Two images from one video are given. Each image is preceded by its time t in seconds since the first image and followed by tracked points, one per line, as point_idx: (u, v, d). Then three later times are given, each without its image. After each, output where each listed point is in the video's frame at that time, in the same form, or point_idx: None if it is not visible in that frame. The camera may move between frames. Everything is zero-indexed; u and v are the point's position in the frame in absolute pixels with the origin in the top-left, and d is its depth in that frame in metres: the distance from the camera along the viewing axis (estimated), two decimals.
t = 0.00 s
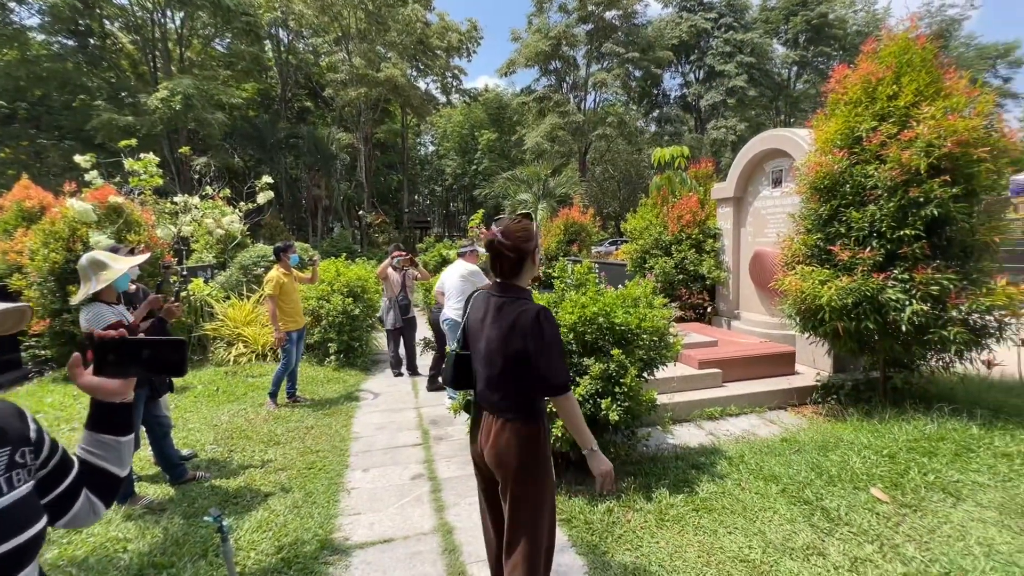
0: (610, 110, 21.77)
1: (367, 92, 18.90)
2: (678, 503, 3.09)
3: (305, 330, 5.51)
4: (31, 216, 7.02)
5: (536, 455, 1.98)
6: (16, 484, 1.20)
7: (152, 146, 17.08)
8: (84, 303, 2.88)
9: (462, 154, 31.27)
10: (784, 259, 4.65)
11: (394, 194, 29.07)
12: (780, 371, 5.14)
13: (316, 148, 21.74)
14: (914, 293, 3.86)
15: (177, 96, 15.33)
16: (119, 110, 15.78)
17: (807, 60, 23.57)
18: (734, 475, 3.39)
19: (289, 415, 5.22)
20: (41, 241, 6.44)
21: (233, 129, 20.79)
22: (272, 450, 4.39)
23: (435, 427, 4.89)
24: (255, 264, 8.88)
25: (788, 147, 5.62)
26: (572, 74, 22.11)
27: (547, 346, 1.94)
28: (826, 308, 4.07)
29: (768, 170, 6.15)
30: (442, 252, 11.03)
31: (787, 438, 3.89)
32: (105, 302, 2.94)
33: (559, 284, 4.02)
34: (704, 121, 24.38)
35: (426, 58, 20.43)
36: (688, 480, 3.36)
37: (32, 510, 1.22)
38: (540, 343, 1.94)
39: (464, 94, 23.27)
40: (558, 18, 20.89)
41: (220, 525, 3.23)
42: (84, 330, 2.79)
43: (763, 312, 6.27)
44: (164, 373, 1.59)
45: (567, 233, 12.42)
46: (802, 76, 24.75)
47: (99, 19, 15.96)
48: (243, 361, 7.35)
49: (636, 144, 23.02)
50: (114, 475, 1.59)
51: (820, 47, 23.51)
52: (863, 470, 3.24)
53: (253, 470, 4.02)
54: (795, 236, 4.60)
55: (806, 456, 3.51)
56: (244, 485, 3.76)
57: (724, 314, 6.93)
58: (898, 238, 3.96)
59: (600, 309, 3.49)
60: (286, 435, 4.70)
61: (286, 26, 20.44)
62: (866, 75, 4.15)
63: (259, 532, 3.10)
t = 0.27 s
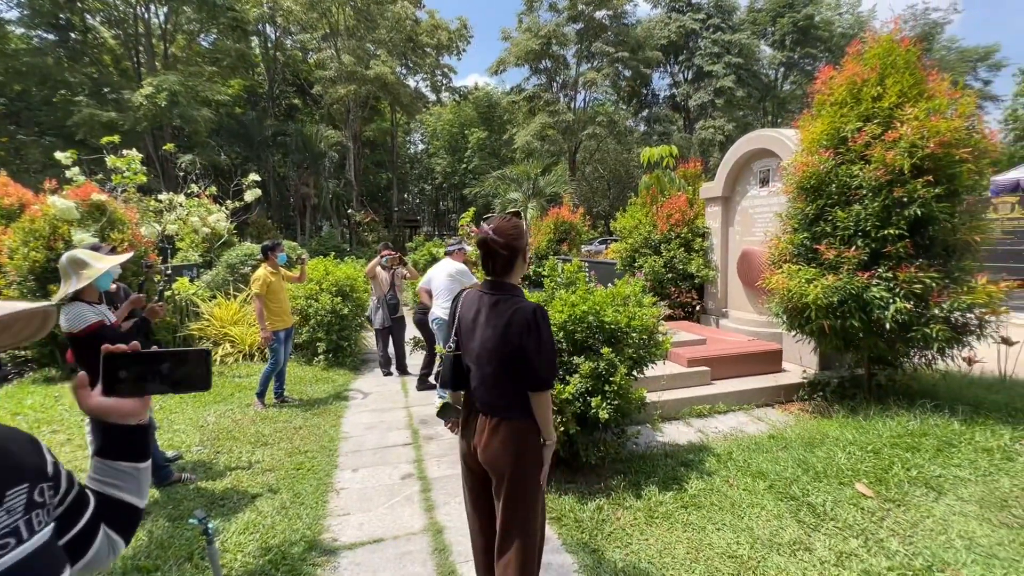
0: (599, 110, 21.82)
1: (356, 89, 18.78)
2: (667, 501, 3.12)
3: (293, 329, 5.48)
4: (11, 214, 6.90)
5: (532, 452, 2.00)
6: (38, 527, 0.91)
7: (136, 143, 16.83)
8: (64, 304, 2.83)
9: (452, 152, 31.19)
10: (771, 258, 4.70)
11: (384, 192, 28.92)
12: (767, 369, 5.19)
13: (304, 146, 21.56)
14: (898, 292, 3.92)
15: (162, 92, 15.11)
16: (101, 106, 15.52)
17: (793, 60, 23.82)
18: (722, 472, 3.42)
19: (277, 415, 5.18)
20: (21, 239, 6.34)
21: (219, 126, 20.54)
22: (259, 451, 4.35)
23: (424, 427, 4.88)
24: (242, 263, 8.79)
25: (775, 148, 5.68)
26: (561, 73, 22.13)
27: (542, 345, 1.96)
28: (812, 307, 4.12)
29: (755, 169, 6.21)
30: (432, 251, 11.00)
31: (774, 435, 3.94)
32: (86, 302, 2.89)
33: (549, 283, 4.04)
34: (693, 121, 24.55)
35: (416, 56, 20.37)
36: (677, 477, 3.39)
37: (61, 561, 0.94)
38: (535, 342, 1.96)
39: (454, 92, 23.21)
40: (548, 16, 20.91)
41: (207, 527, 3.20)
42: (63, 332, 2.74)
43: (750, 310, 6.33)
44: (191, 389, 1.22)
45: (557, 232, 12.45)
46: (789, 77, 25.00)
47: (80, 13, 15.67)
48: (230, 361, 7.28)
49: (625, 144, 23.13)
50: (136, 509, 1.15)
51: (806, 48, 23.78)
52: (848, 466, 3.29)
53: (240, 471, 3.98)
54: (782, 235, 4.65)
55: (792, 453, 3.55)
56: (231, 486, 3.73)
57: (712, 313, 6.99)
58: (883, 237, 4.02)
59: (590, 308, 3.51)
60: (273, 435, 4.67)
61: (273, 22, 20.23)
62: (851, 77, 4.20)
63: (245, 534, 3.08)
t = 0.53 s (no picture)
0: (588, 110, 21.88)
1: (344, 87, 18.64)
2: (655, 499, 3.15)
3: (278, 329, 5.43)
4: None
5: (517, 448, 2.01)
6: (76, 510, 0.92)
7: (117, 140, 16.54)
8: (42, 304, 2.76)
9: (441, 152, 31.10)
10: (758, 259, 4.75)
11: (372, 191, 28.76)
12: (753, 367, 5.26)
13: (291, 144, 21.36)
14: (880, 292, 3.99)
15: (145, 89, 14.86)
16: (81, 102, 15.22)
17: (778, 63, 24.10)
18: (710, 470, 3.46)
19: (263, 417, 5.13)
20: None
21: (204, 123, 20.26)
22: (245, 453, 4.31)
23: (413, 427, 4.88)
24: (227, 263, 8.69)
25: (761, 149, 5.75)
26: (550, 74, 22.17)
27: (523, 343, 1.96)
28: (797, 307, 4.18)
29: (742, 170, 6.28)
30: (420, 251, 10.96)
31: (760, 433, 3.99)
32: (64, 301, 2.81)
33: (538, 283, 4.05)
34: (680, 122, 24.73)
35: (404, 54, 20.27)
36: (665, 475, 3.42)
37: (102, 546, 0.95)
38: (516, 340, 1.96)
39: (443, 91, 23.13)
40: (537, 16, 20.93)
41: (191, 530, 3.16)
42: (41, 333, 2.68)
43: (737, 310, 6.40)
44: (213, 368, 1.21)
45: (545, 232, 12.48)
46: (775, 80, 25.28)
47: (60, 6, 15.34)
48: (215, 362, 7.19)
49: (613, 144, 23.23)
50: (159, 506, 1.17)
51: (791, 51, 24.07)
52: (832, 464, 3.34)
53: (226, 474, 3.94)
54: (768, 236, 4.71)
55: (778, 451, 3.60)
56: (216, 489, 3.69)
57: (699, 312, 7.05)
58: (866, 238, 4.09)
59: (579, 307, 3.53)
60: (259, 437, 4.62)
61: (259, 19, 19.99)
62: (835, 80, 4.27)
63: (231, 537, 3.06)
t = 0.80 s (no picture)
0: (575, 112, 21.99)
1: (329, 86, 18.51)
2: (642, 499, 3.18)
3: (260, 330, 5.38)
4: None
5: (489, 447, 2.00)
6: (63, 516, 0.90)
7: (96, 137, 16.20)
8: (13, 305, 2.69)
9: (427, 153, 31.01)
10: (741, 260, 4.82)
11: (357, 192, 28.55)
12: (737, 368, 5.33)
13: (275, 144, 21.13)
14: (859, 293, 4.08)
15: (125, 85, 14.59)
16: (58, 98, 14.87)
17: (761, 69, 24.51)
18: (695, 470, 3.50)
19: (246, 420, 5.07)
20: None
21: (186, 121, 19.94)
22: (228, 457, 4.25)
23: (399, 429, 4.87)
24: (208, 263, 8.56)
25: (744, 153, 5.84)
26: (537, 75, 22.25)
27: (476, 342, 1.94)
28: (781, 308, 4.25)
29: (726, 173, 6.37)
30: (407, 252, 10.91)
31: (743, 432, 4.05)
32: (36, 302, 2.76)
33: (526, 284, 4.07)
34: (665, 125, 24.98)
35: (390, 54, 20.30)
36: (651, 475, 3.46)
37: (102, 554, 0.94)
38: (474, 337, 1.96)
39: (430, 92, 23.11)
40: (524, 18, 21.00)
41: (171, 537, 3.11)
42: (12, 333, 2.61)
43: (721, 311, 6.49)
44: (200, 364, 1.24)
45: (532, 233, 12.52)
46: (757, 85, 25.66)
47: None
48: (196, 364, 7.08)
49: (600, 146, 23.37)
50: (143, 514, 1.16)
51: (773, 57, 24.48)
52: (813, 462, 3.41)
53: (207, 478, 3.89)
54: (751, 238, 4.78)
55: (761, 450, 3.66)
56: (197, 494, 3.64)
57: (684, 313, 7.13)
58: (846, 241, 4.18)
59: (566, 309, 3.55)
60: (242, 440, 4.57)
61: (243, 16, 19.76)
62: (816, 87, 4.35)
63: (213, 543, 3.02)
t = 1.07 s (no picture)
0: (557, 115, 22.12)
1: (310, 86, 18.32)
2: (622, 500, 3.21)
3: (235, 333, 5.29)
4: None
5: (465, 448, 2.01)
6: None
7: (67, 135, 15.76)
8: None
9: (410, 154, 30.86)
10: (720, 263, 4.90)
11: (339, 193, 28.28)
12: (716, 369, 5.42)
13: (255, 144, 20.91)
14: (833, 296, 4.19)
15: (99, 82, 14.23)
16: (27, 94, 14.44)
17: (739, 76, 24.97)
18: (675, 470, 3.55)
19: (222, 425, 4.98)
20: None
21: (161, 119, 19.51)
22: (203, 463, 4.17)
23: (380, 433, 4.84)
24: (184, 265, 8.39)
25: (723, 158, 5.94)
26: (520, 79, 22.33)
27: (451, 344, 1.97)
28: (758, 310, 4.34)
29: (705, 178, 6.47)
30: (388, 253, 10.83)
31: (722, 433, 4.12)
32: None
33: (508, 287, 4.09)
34: (647, 130, 25.27)
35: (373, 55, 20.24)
36: (632, 477, 3.50)
37: None
38: (449, 340, 1.98)
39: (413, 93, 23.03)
40: (507, 21, 21.08)
41: (144, 545, 3.04)
42: None
43: (700, 313, 6.59)
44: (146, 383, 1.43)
45: (515, 235, 12.56)
46: (736, 92, 26.13)
47: None
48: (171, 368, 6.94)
49: (582, 150, 23.52)
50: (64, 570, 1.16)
51: (751, 64, 24.96)
52: (789, 461, 3.48)
53: (182, 485, 3.81)
54: (729, 241, 4.87)
55: (739, 450, 3.73)
56: (171, 502, 3.56)
57: (664, 315, 7.22)
58: (820, 245, 4.28)
59: (548, 311, 3.57)
60: (219, 446, 4.49)
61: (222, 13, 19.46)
62: (792, 94, 4.46)
63: (188, 552, 2.96)
